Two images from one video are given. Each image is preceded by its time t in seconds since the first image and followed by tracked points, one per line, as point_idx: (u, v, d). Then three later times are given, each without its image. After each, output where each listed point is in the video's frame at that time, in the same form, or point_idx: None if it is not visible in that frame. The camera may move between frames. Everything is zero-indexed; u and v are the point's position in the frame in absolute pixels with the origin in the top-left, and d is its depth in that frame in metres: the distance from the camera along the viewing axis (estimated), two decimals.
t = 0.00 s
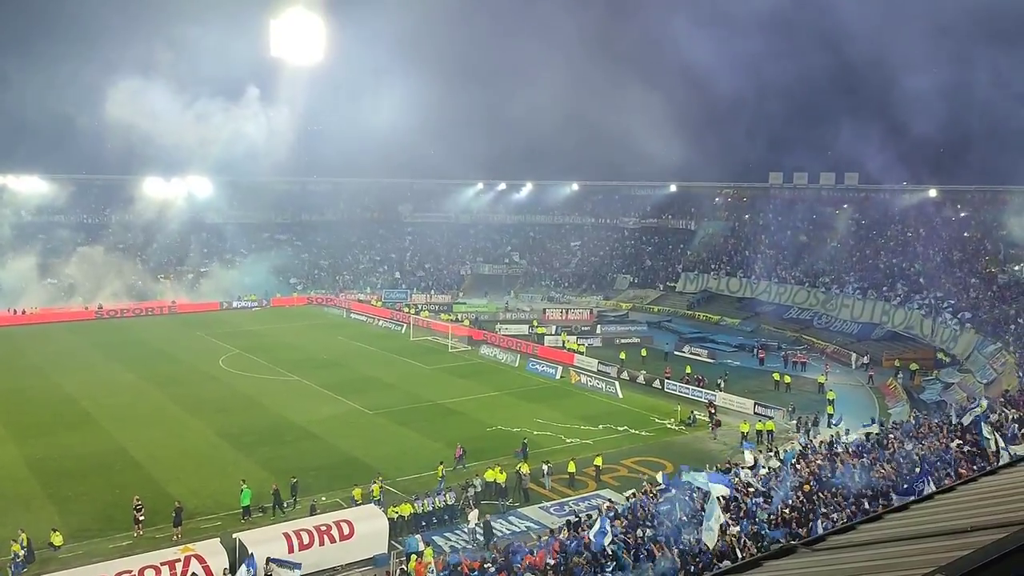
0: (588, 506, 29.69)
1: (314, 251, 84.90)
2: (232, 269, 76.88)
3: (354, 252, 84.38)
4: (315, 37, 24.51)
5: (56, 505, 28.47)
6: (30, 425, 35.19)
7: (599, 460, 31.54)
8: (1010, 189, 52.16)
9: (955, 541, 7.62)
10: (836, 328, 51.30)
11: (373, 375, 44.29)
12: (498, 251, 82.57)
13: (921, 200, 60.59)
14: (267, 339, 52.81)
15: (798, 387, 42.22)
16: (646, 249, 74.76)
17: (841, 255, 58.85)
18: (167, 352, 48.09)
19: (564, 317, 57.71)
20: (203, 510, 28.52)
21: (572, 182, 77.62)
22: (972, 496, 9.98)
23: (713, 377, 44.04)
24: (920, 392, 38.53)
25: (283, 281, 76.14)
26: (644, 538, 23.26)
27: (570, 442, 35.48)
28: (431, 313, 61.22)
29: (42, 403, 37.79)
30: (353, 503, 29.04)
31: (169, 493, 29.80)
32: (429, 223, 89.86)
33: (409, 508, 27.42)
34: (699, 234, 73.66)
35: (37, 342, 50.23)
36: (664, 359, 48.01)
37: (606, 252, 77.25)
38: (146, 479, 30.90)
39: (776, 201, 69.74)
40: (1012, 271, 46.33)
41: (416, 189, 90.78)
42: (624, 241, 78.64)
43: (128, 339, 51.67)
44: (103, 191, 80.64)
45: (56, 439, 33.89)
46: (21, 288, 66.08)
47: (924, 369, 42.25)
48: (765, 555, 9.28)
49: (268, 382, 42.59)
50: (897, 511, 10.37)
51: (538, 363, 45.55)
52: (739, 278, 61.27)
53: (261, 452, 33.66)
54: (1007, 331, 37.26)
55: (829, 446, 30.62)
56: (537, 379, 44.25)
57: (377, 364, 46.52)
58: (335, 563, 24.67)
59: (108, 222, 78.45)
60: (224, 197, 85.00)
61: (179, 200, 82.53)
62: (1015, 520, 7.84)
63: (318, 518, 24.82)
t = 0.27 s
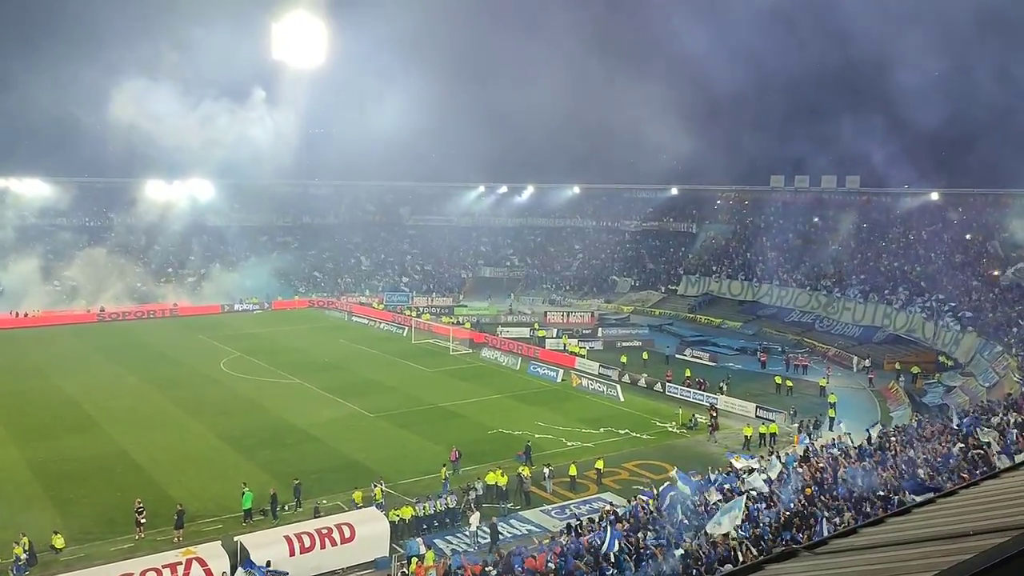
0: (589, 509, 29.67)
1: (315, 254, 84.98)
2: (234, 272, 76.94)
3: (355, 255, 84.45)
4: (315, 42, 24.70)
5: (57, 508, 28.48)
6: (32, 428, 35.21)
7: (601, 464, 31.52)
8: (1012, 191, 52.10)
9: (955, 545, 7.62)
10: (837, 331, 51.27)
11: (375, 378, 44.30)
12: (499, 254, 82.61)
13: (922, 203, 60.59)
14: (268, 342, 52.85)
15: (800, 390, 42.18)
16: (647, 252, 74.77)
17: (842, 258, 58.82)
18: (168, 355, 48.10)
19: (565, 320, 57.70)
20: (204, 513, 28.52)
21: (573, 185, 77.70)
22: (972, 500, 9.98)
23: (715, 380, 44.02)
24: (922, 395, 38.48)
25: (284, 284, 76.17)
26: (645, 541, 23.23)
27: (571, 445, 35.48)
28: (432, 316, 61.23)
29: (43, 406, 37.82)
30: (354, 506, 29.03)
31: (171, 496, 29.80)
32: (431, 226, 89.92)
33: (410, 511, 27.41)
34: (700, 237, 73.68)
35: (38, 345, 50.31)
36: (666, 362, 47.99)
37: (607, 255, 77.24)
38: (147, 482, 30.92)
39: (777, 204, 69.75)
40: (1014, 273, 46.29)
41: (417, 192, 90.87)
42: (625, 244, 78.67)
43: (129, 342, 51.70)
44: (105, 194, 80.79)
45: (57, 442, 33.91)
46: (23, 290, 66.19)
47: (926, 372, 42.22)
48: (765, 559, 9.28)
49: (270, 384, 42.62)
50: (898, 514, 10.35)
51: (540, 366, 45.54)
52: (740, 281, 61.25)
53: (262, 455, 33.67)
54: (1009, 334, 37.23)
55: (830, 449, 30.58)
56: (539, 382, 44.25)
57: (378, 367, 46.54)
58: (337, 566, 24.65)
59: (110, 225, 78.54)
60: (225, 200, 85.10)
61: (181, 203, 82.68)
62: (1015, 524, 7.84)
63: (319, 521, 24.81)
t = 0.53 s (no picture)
0: (591, 512, 29.65)
1: (316, 257, 85.06)
2: (235, 275, 77.00)
3: (356, 259, 84.50)
4: (315, 48, 24.85)
5: (59, 511, 28.45)
6: (33, 431, 35.26)
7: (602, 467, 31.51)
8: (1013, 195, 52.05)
9: (957, 550, 7.61)
10: (838, 334, 51.23)
11: (375, 381, 44.32)
12: (500, 257, 82.65)
13: (924, 206, 60.59)
14: (269, 345, 52.90)
15: (801, 393, 42.16)
16: (648, 255, 74.78)
17: (843, 261, 58.81)
18: (169, 358, 48.11)
19: (566, 323, 57.72)
20: (205, 516, 28.52)
21: (574, 188, 77.76)
22: (973, 504, 9.96)
23: (716, 383, 44.00)
24: (923, 399, 38.45)
25: (285, 287, 76.21)
26: (646, 545, 23.22)
27: (572, 448, 35.45)
28: (433, 320, 61.23)
29: (44, 409, 37.86)
30: (355, 509, 29.04)
31: (172, 499, 29.78)
32: (432, 229, 89.98)
33: (411, 514, 27.43)
34: (701, 240, 73.74)
35: (40, 348, 50.38)
36: (667, 365, 47.99)
37: (608, 258, 77.24)
38: (148, 485, 30.93)
39: (778, 207, 69.77)
40: (1015, 276, 46.28)
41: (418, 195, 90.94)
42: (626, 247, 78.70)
43: (130, 345, 51.73)
44: (107, 198, 80.94)
45: (58, 445, 33.93)
46: (24, 293, 66.33)
47: (927, 376, 42.20)
48: (766, 563, 9.27)
49: (271, 387, 42.64)
50: (899, 519, 10.35)
51: (540, 370, 45.51)
52: (741, 285, 61.25)
53: (263, 458, 33.65)
54: (1011, 337, 37.21)
55: (831, 453, 30.55)
56: (539, 386, 44.25)
57: (378, 370, 46.53)
58: (338, 569, 24.64)
59: (111, 228, 78.65)
60: (226, 203, 85.25)
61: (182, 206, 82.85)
62: (1016, 528, 7.84)
63: (320, 524, 24.80)
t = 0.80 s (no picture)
0: (590, 515, 29.64)
1: (316, 260, 85.11)
2: (235, 278, 77.04)
3: (356, 261, 84.54)
4: (316, 51, 24.91)
5: (57, 515, 28.42)
6: (32, 433, 35.25)
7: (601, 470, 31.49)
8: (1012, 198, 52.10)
9: (956, 552, 7.62)
10: (838, 337, 51.23)
11: (375, 384, 44.29)
12: (499, 260, 82.69)
13: (923, 209, 60.61)
14: (269, 348, 52.89)
15: (800, 396, 42.16)
16: (647, 258, 74.85)
17: (842, 263, 58.85)
18: (168, 361, 48.11)
19: (565, 326, 57.75)
20: (203, 520, 28.48)
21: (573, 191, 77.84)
22: (973, 506, 9.97)
23: (715, 386, 44.01)
24: (923, 402, 38.42)
25: (285, 290, 76.28)
26: (646, 548, 23.21)
27: (572, 451, 35.44)
28: (432, 323, 61.25)
29: (44, 411, 37.86)
30: (354, 513, 29.01)
31: (171, 502, 29.75)
32: (431, 231, 90.03)
33: (410, 518, 27.44)
34: (700, 243, 73.79)
35: (40, 350, 50.41)
36: (666, 368, 48.00)
37: (607, 261, 77.30)
38: (147, 488, 30.90)
39: (777, 210, 69.84)
40: (1014, 279, 46.30)
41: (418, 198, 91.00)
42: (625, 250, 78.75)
43: (129, 347, 51.74)
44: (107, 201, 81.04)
45: (57, 448, 33.92)
46: (24, 296, 66.41)
47: (926, 379, 42.18)
48: (766, 567, 9.26)
49: (270, 390, 42.62)
50: (899, 521, 10.34)
51: (540, 373, 45.52)
52: (740, 287, 61.28)
53: (262, 461, 33.63)
54: (1010, 340, 37.20)
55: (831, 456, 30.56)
56: (539, 389, 44.24)
57: (378, 373, 46.53)
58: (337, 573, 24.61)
59: (112, 231, 78.76)
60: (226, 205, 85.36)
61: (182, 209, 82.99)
62: (1015, 530, 7.85)
63: (319, 528, 24.79)
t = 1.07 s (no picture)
0: (589, 518, 29.63)
1: (315, 262, 85.07)
2: (234, 280, 77.05)
3: (355, 263, 84.56)
4: (314, 53, 24.94)
5: (56, 517, 28.39)
6: (30, 435, 35.23)
7: (600, 472, 31.48)
8: (1011, 200, 52.16)
9: (957, 553, 7.61)
10: (836, 339, 51.23)
11: (374, 386, 44.28)
12: (498, 262, 82.69)
13: (921, 211, 60.68)
14: (267, 350, 52.85)
15: (799, 398, 42.13)
16: (646, 260, 74.84)
17: (841, 265, 58.88)
18: (167, 363, 48.08)
19: (564, 328, 57.72)
20: (202, 522, 28.45)
21: (572, 193, 77.90)
22: (974, 508, 9.96)
23: (714, 388, 44.00)
24: (921, 403, 38.43)
25: (284, 292, 76.26)
26: (645, 550, 23.21)
27: (571, 454, 35.42)
28: (431, 325, 61.25)
29: (42, 414, 37.88)
30: (353, 515, 29.00)
31: (169, 505, 29.73)
32: (430, 233, 90.06)
33: (408, 520, 27.43)
34: (699, 245, 73.80)
35: (38, 353, 50.34)
36: (665, 370, 47.99)
37: (606, 263, 77.29)
38: (146, 490, 30.88)
39: (776, 212, 69.88)
40: (1013, 281, 46.33)
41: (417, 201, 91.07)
42: (624, 252, 78.77)
43: (127, 350, 51.69)
44: (106, 203, 81.04)
45: (56, 450, 33.92)
46: (23, 298, 66.37)
47: (925, 381, 42.19)
48: (764, 570, 9.25)
49: (269, 393, 42.58)
50: (900, 523, 10.33)
51: (539, 375, 45.49)
52: (739, 289, 61.27)
53: (260, 463, 33.60)
54: (1008, 342, 37.24)
55: (830, 458, 30.57)
56: (538, 391, 44.23)
57: (377, 375, 46.49)
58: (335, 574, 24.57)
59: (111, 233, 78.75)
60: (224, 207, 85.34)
61: (181, 211, 82.92)
62: (1016, 531, 7.84)
63: (318, 530, 24.76)
